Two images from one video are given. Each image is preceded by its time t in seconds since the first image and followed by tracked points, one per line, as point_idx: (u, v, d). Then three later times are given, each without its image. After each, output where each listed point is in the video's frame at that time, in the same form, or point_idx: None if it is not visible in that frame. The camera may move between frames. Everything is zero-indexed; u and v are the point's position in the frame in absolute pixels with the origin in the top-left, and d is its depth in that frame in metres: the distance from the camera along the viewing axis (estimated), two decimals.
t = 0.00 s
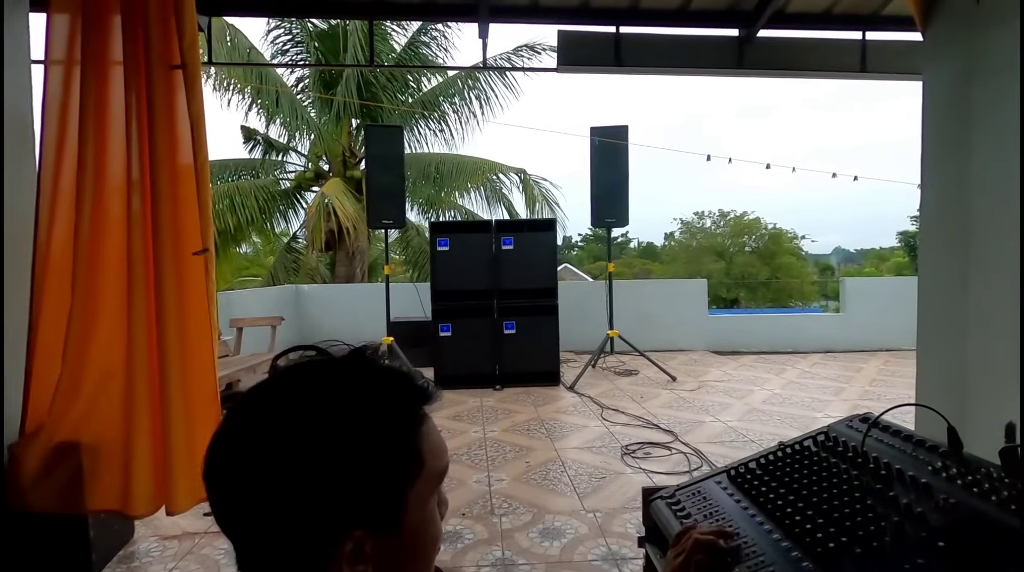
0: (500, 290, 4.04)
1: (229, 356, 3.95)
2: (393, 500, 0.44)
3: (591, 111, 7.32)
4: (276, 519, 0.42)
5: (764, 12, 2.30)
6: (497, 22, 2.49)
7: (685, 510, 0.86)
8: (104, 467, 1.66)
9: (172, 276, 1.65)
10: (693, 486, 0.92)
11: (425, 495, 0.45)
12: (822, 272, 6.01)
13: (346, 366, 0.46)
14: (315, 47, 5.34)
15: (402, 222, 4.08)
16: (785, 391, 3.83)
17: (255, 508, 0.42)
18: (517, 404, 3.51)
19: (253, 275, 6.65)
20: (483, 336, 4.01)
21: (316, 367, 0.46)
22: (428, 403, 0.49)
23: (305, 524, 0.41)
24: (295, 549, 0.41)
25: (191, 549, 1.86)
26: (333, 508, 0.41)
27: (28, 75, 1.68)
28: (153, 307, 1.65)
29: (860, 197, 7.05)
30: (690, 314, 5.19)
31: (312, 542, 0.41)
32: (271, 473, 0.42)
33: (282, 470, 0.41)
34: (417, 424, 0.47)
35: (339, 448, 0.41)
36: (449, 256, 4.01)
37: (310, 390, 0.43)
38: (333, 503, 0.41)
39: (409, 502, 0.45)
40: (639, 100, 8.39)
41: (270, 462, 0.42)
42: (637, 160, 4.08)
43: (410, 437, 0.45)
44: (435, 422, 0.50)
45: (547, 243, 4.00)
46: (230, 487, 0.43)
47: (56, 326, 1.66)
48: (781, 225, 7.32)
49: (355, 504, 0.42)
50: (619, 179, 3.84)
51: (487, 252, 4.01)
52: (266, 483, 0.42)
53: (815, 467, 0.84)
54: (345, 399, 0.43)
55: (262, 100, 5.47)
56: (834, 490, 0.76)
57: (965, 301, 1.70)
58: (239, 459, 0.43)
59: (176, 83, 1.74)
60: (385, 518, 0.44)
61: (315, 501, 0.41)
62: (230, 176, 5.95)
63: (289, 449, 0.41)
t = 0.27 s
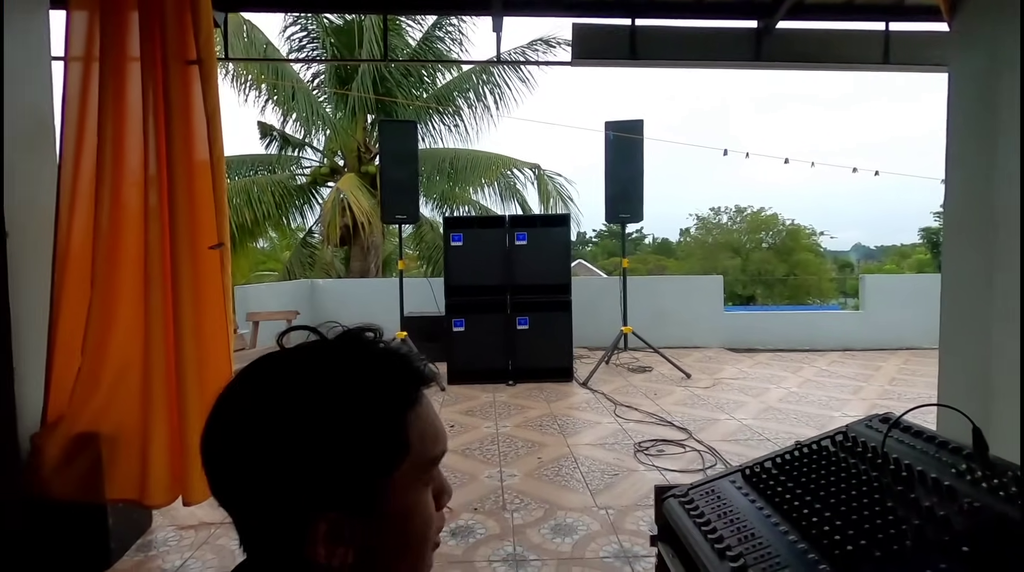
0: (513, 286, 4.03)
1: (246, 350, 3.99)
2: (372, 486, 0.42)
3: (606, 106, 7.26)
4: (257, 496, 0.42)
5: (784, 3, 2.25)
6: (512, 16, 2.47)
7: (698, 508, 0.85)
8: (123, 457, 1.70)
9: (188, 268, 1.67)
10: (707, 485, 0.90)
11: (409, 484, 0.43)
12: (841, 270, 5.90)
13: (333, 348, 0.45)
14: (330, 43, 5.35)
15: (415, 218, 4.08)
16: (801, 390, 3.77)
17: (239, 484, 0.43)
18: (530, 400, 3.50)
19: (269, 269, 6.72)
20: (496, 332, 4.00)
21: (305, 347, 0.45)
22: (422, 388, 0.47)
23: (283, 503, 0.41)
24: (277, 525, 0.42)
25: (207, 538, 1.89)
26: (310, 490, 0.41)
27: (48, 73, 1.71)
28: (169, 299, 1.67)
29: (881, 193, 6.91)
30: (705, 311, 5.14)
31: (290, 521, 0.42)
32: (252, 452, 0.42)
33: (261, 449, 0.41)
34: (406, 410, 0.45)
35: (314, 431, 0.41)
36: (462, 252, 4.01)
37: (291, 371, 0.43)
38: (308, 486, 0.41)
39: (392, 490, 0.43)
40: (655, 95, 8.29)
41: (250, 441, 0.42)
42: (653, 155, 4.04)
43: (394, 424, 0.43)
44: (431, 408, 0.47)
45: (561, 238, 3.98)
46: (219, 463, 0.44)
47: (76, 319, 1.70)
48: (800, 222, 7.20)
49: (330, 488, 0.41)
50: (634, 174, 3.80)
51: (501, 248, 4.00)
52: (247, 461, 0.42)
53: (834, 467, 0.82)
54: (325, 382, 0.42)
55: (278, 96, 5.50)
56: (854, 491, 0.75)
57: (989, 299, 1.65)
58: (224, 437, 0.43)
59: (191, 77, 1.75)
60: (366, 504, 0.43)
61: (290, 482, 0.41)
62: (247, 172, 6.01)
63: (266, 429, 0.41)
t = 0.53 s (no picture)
0: (530, 278, 4.04)
1: (267, 340, 4.07)
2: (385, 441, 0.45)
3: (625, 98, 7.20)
4: (286, 438, 0.47)
5: None
6: (530, 6, 2.47)
7: (713, 488, 0.85)
8: (149, 440, 1.74)
9: (213, 256, 1.71)
10: (722, 466, 0.91)
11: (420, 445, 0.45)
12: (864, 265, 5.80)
13: (363, 313, 0.48)
14: (350, 37, 5.39)
15: (433, 210, 4.11)
16: (821, 384, 3.73)
17: (271, 427, 0.47)
18: (546, 391, 3.52)
19: (290, 262, 6.83)
20: (513, 324, 4.02)
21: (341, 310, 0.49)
22: (443, 356, 0.48)
23: (307, 445, 0.45)
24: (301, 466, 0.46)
25: (232, 518, 1.95)
26: (329, 434, 0.45)
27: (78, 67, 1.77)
28: (195, 286, 1.72)
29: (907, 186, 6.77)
30: (723, 305, 5.10)
31: (312, 461, 0.46)
32: (286, 398, 0.46)
33: (292, 398, 0.46)
34: (422, 374, 0.46)
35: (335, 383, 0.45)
36: (479, 244, 4.03)
37: (323, 331, 0.47)
38: (326, 434, 0.45)
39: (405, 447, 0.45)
40: (674, 87, 8.21)
41: (281, 390, 0.46)
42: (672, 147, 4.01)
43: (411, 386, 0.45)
44: (455, 375, 0.48)
45: (577, 230, 3.98)
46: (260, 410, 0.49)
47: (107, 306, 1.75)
48: (822, 216, 7.08)
49: (345, 437, 0.45)
50: (653, 166, 3.78)
51: (518, 240, 4.02)
52: (280, 408, 0.46)
53: (851, 448, 0.82)
54: (331, 337, 0.46)
55: (298, 90, 5.56)
56: (869, 471, 0.75)
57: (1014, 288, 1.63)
58: (261, 384, 0.48)
59: (216, 69, 1.77)
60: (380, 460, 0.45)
61: (313, 426, 0.45)
62: (268, 165, 6.10)
63: (295, 380, 0.45)
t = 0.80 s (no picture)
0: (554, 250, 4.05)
1: (298, 311, 4.18)
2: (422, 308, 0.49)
3: (652, 73, 7.06)
4: (337, 308, 0.52)
5: None
6: None
7: (737, 411, 0.87)
8: (189, 392, 1.83)
9: (247, 215, 1.78)
10: (746, 392, 0.92)
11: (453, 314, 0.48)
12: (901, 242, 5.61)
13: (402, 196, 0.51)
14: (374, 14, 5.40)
15: (458, 183, 4.14)
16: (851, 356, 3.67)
17: (325, 299, 0.53)
18: (571, 360, 3.54)
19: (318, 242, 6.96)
20: (537, 295, 4.04)
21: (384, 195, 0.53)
22: (477, 237, 0.51)
23: (355, 312, 0.50)
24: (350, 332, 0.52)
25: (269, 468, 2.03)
26: (374, 301, 0.50)
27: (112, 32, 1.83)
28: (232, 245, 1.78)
29: (949, 160, 6.50)
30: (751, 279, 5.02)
31: (360, 327, 0.51)
32: (340, 270, 0.51)
33: (341, 270, 0.51)
34: (457, 252, 0.49)
35: (377, 256, 0.49)
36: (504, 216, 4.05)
37: (367, 210, 0.51)
38: (371, 301, 0.49)
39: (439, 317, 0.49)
40: (703, 61, 8.01)
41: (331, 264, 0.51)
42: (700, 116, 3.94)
43: (446, 259, 0.49)
44: (487, 256, 0.51)
45: (602, 201, 3.96)
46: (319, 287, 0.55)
47: (148, 264, 1.84)
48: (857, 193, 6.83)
49: (387, 303, 0.49)
50: (680, 135, 3.73)
51: (542, 211, 4.02)
52: (331, 280, 0.52)
53: (876, 370, 0.82)
54: (373, 218, 0.50)
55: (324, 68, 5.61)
56: (892, 388, 0.75)
57: None
58: (318, 260, 0.54)
59: (249, 31, 1.81)
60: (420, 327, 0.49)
61: (359, 294, 0.50)
62: (297, 145, 6.19)
63: (343, 253, 0.50)
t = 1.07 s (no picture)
0: (577, 216, 4.03)
1: (323, 277, 4.25)
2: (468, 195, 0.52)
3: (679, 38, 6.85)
4: (382, 196, 0.55)
5: None
6: None
7: (763, 345, 0.88)
8: (224, 343, 1.89)
9: (274, 170, 1.80)
10: (773, 328, 0.92)
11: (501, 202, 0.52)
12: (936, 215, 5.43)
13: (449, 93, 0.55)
14: None
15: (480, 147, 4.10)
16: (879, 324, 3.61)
17: (370, 190, 0.56)
18: (592, 326, 3.55)
19: (340, 214, 7.02)
20: (559, 262, 4.04)
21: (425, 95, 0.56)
22: (514, 137, 0.55)
23: (404, 194, 0.53)
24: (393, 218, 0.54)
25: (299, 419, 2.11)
26: (422, 188, 0.53)
27: None
28: (262, 199, 1.82)
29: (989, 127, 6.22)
30: (777, 248, 4.94)
31: (406, 212, 0.53)
32: (386, 160, 0.54)
33: (388, 157, 0.54)
34: (498, 145, 0.54)
35: (426, 140, 0.52)
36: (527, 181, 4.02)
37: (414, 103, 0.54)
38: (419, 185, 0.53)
39: (486, 203, 0.53)
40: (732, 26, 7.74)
41: (378, 151, 0.54)
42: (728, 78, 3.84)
43: (491, 150, 0.53)
44: (523, 156, 0.55)
45: (626, 166, 3.91)
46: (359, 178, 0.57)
47: (182, 219, 1.89)
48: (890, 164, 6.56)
49: (436, 186, 0.52)
50: (707, 97, 3.65)
51: (565, 177, 3.99)
52: (377, 170, 0.55)
53: (905, 303, 0.82)
54: (423, 111, 0.53)
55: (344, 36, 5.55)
56: (924, 315, 0.75)
57: None
58: (360, 153, 0.56)
59: None
60: (465, 215, 0.53)
61: (407, 179, 0.53)
62: (320, 116, 6.22)
63: (390, 139, 0.53)
